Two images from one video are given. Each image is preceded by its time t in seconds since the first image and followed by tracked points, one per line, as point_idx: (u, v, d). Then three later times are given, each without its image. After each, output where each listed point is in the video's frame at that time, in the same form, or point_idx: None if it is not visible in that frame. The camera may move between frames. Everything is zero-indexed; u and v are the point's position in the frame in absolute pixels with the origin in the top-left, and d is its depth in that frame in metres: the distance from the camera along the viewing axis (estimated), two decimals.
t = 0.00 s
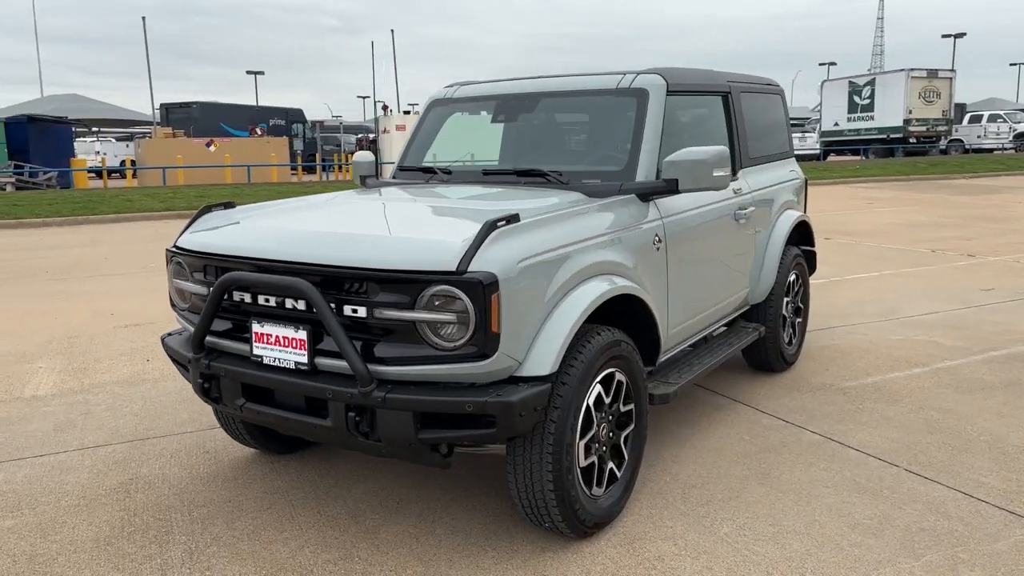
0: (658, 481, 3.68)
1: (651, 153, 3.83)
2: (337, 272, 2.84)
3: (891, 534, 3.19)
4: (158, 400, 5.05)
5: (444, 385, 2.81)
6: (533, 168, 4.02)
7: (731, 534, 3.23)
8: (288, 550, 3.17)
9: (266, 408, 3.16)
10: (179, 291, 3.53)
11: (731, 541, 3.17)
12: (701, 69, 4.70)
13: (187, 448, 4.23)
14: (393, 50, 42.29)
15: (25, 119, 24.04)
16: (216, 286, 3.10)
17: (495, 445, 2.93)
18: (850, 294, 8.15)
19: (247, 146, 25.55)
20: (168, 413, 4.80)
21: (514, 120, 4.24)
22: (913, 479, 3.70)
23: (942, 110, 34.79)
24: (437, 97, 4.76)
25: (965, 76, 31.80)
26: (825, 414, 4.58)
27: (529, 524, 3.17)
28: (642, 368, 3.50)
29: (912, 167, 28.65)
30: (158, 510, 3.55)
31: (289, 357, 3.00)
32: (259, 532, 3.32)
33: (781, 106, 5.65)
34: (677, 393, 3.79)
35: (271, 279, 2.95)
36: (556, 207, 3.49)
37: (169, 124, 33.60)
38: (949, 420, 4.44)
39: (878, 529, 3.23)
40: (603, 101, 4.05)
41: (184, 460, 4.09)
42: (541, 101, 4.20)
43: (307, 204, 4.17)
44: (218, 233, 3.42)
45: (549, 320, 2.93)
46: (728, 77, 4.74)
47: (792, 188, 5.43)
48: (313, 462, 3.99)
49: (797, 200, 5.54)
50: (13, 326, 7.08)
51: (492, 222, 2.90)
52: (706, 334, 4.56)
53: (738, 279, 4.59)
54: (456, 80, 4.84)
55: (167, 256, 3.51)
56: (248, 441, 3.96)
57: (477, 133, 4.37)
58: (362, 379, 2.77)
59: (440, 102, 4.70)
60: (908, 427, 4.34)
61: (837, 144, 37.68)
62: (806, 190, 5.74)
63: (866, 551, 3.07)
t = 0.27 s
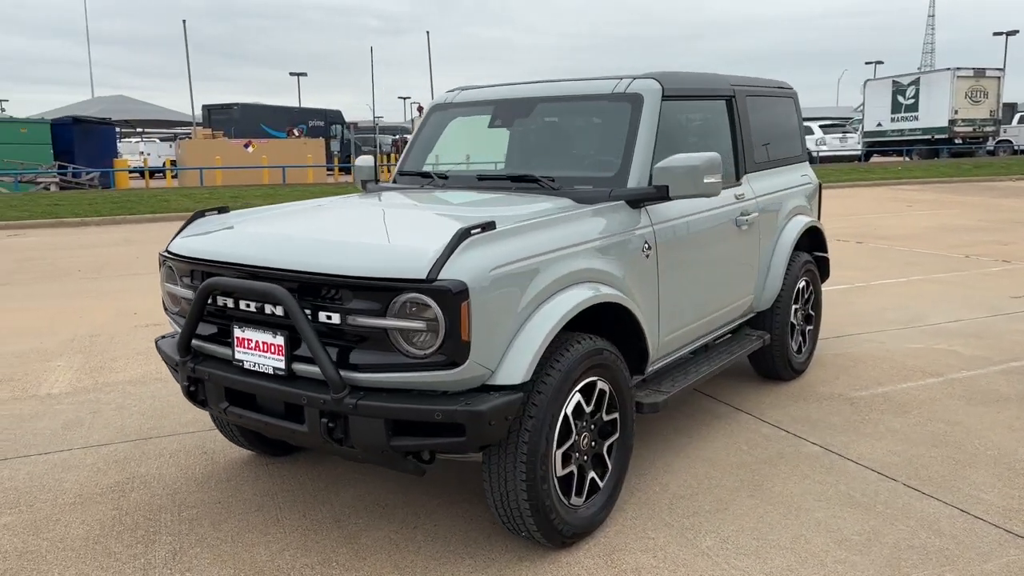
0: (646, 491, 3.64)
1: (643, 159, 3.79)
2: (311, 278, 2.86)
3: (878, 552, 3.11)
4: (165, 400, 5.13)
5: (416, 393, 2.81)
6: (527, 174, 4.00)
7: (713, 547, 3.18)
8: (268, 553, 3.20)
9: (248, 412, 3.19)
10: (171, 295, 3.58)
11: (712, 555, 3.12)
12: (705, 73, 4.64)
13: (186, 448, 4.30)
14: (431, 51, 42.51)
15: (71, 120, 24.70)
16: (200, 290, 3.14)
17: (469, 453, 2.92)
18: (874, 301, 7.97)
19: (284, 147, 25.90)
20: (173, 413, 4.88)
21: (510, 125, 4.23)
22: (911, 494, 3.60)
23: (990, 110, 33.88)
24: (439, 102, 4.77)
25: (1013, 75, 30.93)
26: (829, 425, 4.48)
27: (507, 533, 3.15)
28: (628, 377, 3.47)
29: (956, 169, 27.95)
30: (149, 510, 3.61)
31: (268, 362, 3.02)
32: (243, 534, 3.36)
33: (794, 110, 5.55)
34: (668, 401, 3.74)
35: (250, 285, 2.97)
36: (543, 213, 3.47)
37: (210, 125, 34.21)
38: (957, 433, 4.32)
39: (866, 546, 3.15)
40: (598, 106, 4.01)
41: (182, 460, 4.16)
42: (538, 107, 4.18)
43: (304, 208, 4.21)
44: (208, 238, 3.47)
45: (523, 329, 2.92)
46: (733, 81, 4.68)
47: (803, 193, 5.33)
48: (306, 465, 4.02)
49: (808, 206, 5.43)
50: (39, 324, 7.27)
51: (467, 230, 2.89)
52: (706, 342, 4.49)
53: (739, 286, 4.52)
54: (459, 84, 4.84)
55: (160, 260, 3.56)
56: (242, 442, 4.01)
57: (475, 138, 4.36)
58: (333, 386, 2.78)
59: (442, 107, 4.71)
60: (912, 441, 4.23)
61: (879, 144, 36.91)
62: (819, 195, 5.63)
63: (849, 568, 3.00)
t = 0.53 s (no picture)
0: (630, 490, 3.62)
1: (633, 157, 3.77)
2: (285, 273, 2.89)
3: (857, 557, 3.05)
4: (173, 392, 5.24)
5: (386, 387, 2.83)
6: (518, 171, 4.00)
7: (690, 547, 3.15)
8: (249, 543, 3.25)
9: (231, 404, 3.25)
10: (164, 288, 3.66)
11: (687, 555, 3.09)
12: (706, 70, 4.60)
13: (186, 440, 4.39)
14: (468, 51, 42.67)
15: (115, 120, 25.32)
16: (185, 284, 3.21)
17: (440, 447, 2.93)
18: (897, 303, 7.80)
19: (320, 146, 26.21)
20: (178, 405, 4.98)
21: (505, 123, 4.24)
22: (901, 500, 3.53)
23: None
24: (439, 100, 4.80)
25: None
26: (828, 427, 4.41)
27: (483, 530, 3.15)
28: (610, 375, 3.45)
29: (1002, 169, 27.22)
30: (141, 499, 3.69)
31: (247, 355, 3.08)
32: (227, 524, 3.42)
33: (804, 108, 5.47)
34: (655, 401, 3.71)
35: (230, 279, 3.02)
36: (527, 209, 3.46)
37: (250, 125, 34.76)
38: (960, 438, 4.21)
39: (846, 551, 3.10)
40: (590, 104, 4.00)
41: (180, 450, 4.24)
42: (532, 104, 4.18)
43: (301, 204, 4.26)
44: (198, 233, 3.54)
45: (495, 325, 2.92)
46: (734, 79, 4.63)
47: (811, 192, 5.25)
48: (299, 458, 4.08)
49: (817, 206, 5.35)
50: (65, 317, 7.47)
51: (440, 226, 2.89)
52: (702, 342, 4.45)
53: (737, 286, 4.46)
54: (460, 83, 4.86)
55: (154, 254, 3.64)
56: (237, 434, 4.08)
57: (471, 135, 4.38)
58: (305, 379, 2.82)
59: (442, 104, 4.74)
60: (912, 445, 4.14)
61: (923, 144, 36.06)
62: (829, 195, 5.54)
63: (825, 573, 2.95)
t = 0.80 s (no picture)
0: (610, 495, 3.63)
1: (618, 161, 3.77)
2: (259, 275, 2.95)
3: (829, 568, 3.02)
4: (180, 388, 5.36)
5: (354, 388, 2.87)
6: (507, 175, 4.02)
7: (661, 554, 3.15)
8: (229, 538, 3.33)
9: (213, 402, 3.32)
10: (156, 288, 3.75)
11: (657, 562, 3.09)
12: (703, 73, 4.56)
13: (185, 435, 4.49)
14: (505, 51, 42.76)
15: (157, 120, 25.90)
16: (169, 284, 3.29)
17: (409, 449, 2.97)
18: (917, 309, 7.65)
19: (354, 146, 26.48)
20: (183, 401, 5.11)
21: (497, 127, 4.27)
22: (885, 511, 3.47)
23: None
24: (438, 103, 4.84)
25: None
26: (822, 435, 4.35)
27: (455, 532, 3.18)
28: (589, 379, 3.45)
29: None
30: (133, 493, 3.80)
31: (225, 354, 3.15)
32: (210, 520, 3.50)
33: (811, 111, 5.39)
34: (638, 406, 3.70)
35: (209, 280, 3.09)
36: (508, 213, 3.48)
37: (288, 124, 35.24)
38: (957, 450, 4.13)
39: (819, 561, 3.07)
40: (580, 108, 4.01)
41: (177, 446, 4.35)
42: (523, 108, 4.20)
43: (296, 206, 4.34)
44: (188, 235, 3.62)
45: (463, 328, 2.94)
46: (732, 82, 4.59)
47: (815, 196, 5.18)
48: (290, 455, 4.15)
49: (822, 210, 5.28)
50: (89, 313, 7.68)
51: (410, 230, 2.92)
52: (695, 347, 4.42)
53: (731, 291, 4.43)
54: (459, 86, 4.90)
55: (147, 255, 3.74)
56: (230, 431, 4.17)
57: (465, 139, 4.41)
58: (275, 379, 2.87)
59: (440, 108, 4.78)
60: (906, 455, 4.07)
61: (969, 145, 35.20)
62: (836, 199, 5.46)
63: None
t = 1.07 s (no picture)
0: (597, 496, 3.61)
1: (611, 160, 3.75)
2: (242, 271, 2.99)
3: None
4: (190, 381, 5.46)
5: (331, 384, 2.89)
6: (501, 174, 4.03)
7: (639, 556, 3.12)
8: (215, 530, 3.38)
9: (201, 396, 3.38)
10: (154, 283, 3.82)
11: (634, 564, 3.06)
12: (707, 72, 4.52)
13: (188, 428, 4.58)
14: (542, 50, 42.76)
15: (197, 119, 26.40)
16: (161, 279, 3.36)
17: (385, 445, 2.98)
18: (941, 313, 7.47)
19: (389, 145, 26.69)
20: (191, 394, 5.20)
21: (495, 126, 4.27)
22: (875, 518, 3.40)
23: None
24: (441, 102, 4.86)
25: None
26: (822, 440, 4.27)
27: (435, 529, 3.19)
28: (574, 380, 3.44)
29: None
30: (130, 483, 3.88)
31: (210, 348, 3.20)
32: (200, 511, 3.56)
33: (823, 110, 5.31)
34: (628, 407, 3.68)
35: (196, 276, 3.15)
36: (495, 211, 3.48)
37: (326, 123, 35.65)
38: (961, 458, 4.03)
39: (799, 568, 3.01)
40: (576, 107, 4.00)
41: (180, 437, 4.43)
42: (521, 107, 4.20)
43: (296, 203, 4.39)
44: (183, 231, 3.69)
45: (440, 325, 2.96)
46: (736, 81, 4.54)
47: (825, 197, 5.10)
48: (286, 449, 4.20)
49: (833, 211, 5.19)
50: (114, 307, 7.86)
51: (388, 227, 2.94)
52: (693, 348, 4.38)
53: (731, 292, 4.38)
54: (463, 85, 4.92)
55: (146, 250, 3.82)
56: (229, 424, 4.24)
57: (464, 137, 4.43)
58: (254, 374, 2.91)
59: (443, 106, 4.80)
60: (906, 462, 3.98)
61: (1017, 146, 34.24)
62: (848, 200, 5.36)
63: None
